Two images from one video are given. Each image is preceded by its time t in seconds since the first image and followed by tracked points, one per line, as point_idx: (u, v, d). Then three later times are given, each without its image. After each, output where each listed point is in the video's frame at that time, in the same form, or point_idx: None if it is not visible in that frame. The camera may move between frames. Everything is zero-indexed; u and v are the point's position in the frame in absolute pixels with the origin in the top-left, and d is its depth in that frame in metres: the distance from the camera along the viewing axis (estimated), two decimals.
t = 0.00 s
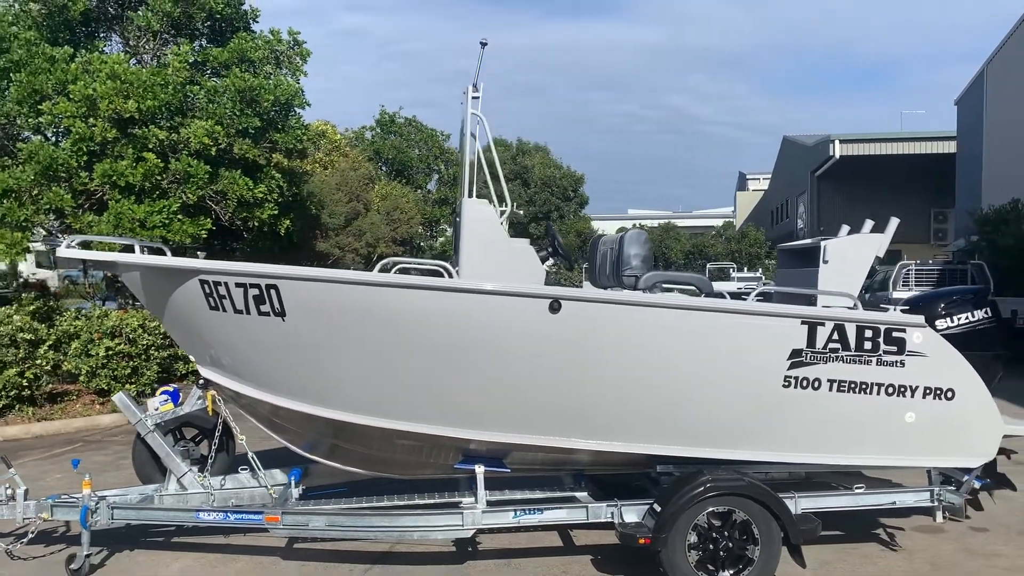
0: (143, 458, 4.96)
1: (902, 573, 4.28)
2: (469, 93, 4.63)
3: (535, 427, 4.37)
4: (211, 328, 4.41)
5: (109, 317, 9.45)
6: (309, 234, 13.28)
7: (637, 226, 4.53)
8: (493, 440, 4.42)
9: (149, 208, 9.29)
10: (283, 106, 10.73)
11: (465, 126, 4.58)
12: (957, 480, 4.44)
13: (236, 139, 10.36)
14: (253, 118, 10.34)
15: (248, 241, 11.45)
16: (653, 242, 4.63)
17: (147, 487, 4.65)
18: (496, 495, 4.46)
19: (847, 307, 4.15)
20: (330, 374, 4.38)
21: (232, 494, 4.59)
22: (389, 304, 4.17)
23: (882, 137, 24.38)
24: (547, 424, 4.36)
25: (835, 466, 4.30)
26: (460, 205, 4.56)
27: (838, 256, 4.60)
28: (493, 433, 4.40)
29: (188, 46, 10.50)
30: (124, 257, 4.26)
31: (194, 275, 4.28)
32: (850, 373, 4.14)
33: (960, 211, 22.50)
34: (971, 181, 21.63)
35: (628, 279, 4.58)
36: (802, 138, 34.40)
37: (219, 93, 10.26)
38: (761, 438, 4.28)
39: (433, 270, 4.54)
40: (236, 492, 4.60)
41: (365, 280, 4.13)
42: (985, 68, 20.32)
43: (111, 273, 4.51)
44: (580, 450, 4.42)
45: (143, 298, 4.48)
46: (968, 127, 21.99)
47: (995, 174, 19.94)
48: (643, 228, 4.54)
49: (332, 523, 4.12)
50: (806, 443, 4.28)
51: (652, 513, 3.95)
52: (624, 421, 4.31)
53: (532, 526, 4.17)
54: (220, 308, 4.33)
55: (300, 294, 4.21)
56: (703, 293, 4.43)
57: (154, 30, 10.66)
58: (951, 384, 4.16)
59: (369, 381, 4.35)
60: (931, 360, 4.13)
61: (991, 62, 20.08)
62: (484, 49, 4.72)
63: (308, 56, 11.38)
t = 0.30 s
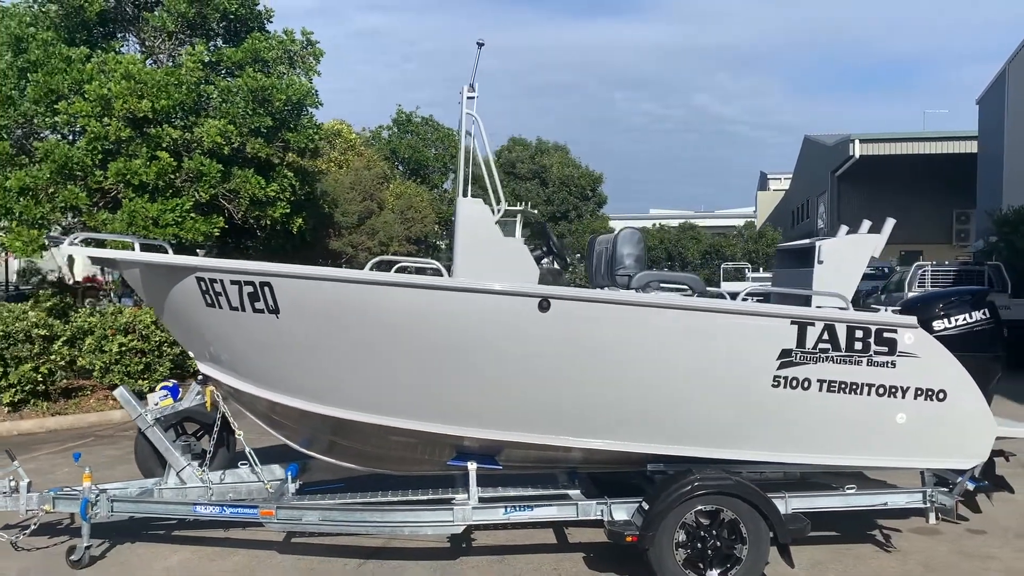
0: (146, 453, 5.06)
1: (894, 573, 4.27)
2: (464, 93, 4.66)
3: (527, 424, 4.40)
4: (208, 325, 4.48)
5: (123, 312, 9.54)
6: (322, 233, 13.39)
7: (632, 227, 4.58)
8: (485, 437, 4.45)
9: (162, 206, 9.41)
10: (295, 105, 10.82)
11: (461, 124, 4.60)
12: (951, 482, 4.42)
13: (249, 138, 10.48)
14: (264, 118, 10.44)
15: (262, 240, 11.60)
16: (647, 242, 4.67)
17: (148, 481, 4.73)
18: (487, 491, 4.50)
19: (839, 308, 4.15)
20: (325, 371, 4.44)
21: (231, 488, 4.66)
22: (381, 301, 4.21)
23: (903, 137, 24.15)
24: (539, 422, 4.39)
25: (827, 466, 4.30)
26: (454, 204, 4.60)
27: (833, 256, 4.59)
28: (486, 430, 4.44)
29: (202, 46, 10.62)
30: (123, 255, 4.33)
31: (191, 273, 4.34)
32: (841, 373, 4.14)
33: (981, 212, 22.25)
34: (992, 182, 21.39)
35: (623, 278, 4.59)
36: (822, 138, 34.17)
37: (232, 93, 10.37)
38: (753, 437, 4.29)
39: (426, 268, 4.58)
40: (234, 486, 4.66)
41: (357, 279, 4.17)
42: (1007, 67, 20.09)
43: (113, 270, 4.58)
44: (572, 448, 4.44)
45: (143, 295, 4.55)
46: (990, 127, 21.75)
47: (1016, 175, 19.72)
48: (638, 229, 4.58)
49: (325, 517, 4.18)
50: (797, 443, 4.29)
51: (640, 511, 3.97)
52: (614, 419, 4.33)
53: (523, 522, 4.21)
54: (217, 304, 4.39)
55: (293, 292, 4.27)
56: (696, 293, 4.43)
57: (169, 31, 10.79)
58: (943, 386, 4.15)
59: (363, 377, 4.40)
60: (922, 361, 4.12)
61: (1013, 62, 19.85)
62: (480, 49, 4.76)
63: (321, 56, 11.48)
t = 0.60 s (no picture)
0: (148, 449, 5.18)
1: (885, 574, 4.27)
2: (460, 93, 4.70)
3: (519, 423, 4.43)
4: (205, 322, 4.55)
5: (137, 310, 9.68)
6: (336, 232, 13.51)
7: (624, 227, 4.63)
8: (478, 435, 4.48)
9: (176, 206, 9.54)
10: (307, 105, 10.91)
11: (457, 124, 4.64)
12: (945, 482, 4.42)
13: (262, 138, 10.59)
14: (276, 118, 10.55)
15: (276, 239, 11.73)
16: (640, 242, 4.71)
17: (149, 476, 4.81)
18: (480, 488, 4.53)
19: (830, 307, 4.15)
20: (319, 369, 4.49)
21: (229, 484, 4.73)
22: (372, 300, 4.25)
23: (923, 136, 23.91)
24: (531, 420, 4.42)
25: (818, 466, 4.30)
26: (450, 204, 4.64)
27: (828, 257, 4.58)
28: (478, 429, 4.46)
29: (216, 48, 10.74)
30: (122, 253, 4.41)
31: (188, 271, 4.42)
32: (831, 374, 4.15)
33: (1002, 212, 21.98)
34: (1013, 182, 21.13)
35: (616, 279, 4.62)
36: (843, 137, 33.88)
37: (245, 93, 10.47)
38: (745, 437, 4.30)
39: (420, 268, 4.64)
40: (233, 482, 4.73)
41: (348, 278, 4.22)
42: None
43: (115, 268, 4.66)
44: (565, 447, 4.46)
45: (144, 292, 4.64)
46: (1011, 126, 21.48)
47: None
48: (630, 229, 4.63)
49: (319, 513, 4.24)
50: (789, 443, 4.29)
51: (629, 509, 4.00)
52: (606, 418, 4.35)
53: (514, 520, 4.25)
54: (214, 303, 4.47)
55: (287, 291, 4.32)
56: (689, 293, 4.45)
57: (184, 32, 10.93)
58: (934, 386, 4.15)
59: (357, 375, 4.44)
60: (914, 362, 4.12)
61: None
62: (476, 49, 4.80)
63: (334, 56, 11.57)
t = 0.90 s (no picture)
0: (150, 446, 5.29)
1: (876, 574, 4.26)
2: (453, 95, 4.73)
3: (511, 423, 4.45)
4: (202, 322, 4.62)
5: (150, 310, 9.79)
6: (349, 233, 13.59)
7: (615, 227, 4.70)
8: (470, 434, 4.50)
9: (187, 207, 9.66)
10: (318, 107, 10.99)
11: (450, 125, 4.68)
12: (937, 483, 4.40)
13: (272, 140, 10.69)
14: (287, 120, 10.63)
15: (288, 239, 11.82)
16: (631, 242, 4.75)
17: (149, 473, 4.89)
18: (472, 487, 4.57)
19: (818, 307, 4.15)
20: (312, 368, 4.53)
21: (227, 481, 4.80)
22: (362, 300, 4.30)
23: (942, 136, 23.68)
24: (522, 420, 4.43)
25: (809, 466, 4.30)
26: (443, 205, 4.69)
27: (820, 257, 4.58)
28: (470, 428, 4.49)
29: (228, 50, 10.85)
30: (120, 254, 4.49)
31: (184, 272, 4.49)
32: (820, 374, 4.15)
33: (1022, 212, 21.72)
34: None
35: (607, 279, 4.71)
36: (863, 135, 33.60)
37: (256, 95, 10.57)
38: (737, 438, 4.30)
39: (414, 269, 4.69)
40: (230, 479, 4.80)
41: (339, 277, 4.27)
42: None
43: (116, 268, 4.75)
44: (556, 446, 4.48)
45: (143, 292, 4.72)
46: None
47: None
48: (621, 229, 4.70)
49: (312, 510, 4.29)
50: (781, 443, 4.29)
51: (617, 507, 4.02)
52: (597, 417, 4.36)
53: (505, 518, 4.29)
54: (209, 302, 4.54)
55: (279, 291, 4.38)
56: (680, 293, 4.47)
57: (196, 35, 11.04)
58: (923, 387, 4.15)
59: (349, 374, 4.48)
60: (903, 362, 4.12)
61: None
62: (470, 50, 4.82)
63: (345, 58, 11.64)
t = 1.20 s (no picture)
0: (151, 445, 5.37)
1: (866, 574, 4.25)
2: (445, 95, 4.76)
3: (502, 422, 4.47)
4: (197, 322, 4.68)
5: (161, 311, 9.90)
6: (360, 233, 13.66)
7: (605, 227, 4.72)
8: (462, 433, 4.53)
9: (197, 209, 9.75)
10: (327, 109, 11.07)
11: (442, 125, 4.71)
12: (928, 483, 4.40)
13: (282, 142, 10.78)
14: (296, 122, 10.72)
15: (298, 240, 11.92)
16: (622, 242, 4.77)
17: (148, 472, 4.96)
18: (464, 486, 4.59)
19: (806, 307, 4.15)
20: (304, 368, 4.57)
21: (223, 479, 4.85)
22: (352, 300, 4.35)
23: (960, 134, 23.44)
24: (513, 419, 4.45)
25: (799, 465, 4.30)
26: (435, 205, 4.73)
27: (812, 257, 4.58)
28: (462, 427, 4.52)
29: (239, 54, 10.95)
30: (116, 256, 4.57)
31: (178, 273, 4.56)
32: (808, 374, 4.15)
33: None
34: None
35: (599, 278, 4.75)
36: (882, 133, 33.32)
37: (266, 98, 10.66)
38: (729, 438, 4.30)
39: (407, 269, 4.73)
40: (227, 477, 4.85)
41: (329, 278, 4.32)
42: None
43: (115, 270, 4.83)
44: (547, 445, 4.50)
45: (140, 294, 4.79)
46: None
47: None
48: (611, 229, 4.72)
49: (305, 508, 4.34)
50: (772, 443, 4.29)
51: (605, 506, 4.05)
52: (588, 417, 4.37)
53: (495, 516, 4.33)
54: (204, 303, 4.60)
55: (271, 291, 4.44)
56: (670, 293, 4.48)
57: (207, 39, 11.15)
58: (912, 386, 4.15)
59: (341, 374, 4.52)
60: (891, 362, 4.13)
61: None
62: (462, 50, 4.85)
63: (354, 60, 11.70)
